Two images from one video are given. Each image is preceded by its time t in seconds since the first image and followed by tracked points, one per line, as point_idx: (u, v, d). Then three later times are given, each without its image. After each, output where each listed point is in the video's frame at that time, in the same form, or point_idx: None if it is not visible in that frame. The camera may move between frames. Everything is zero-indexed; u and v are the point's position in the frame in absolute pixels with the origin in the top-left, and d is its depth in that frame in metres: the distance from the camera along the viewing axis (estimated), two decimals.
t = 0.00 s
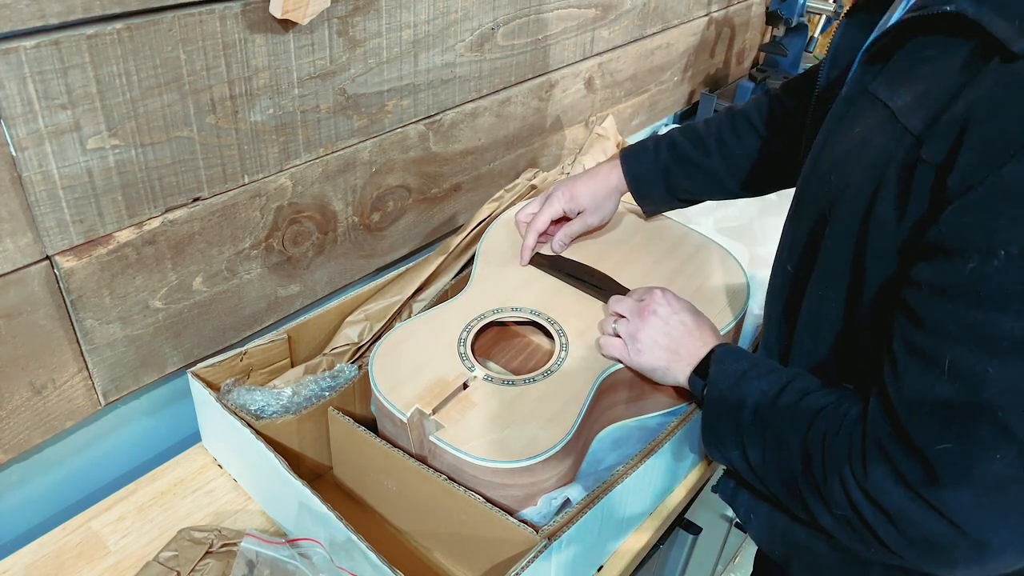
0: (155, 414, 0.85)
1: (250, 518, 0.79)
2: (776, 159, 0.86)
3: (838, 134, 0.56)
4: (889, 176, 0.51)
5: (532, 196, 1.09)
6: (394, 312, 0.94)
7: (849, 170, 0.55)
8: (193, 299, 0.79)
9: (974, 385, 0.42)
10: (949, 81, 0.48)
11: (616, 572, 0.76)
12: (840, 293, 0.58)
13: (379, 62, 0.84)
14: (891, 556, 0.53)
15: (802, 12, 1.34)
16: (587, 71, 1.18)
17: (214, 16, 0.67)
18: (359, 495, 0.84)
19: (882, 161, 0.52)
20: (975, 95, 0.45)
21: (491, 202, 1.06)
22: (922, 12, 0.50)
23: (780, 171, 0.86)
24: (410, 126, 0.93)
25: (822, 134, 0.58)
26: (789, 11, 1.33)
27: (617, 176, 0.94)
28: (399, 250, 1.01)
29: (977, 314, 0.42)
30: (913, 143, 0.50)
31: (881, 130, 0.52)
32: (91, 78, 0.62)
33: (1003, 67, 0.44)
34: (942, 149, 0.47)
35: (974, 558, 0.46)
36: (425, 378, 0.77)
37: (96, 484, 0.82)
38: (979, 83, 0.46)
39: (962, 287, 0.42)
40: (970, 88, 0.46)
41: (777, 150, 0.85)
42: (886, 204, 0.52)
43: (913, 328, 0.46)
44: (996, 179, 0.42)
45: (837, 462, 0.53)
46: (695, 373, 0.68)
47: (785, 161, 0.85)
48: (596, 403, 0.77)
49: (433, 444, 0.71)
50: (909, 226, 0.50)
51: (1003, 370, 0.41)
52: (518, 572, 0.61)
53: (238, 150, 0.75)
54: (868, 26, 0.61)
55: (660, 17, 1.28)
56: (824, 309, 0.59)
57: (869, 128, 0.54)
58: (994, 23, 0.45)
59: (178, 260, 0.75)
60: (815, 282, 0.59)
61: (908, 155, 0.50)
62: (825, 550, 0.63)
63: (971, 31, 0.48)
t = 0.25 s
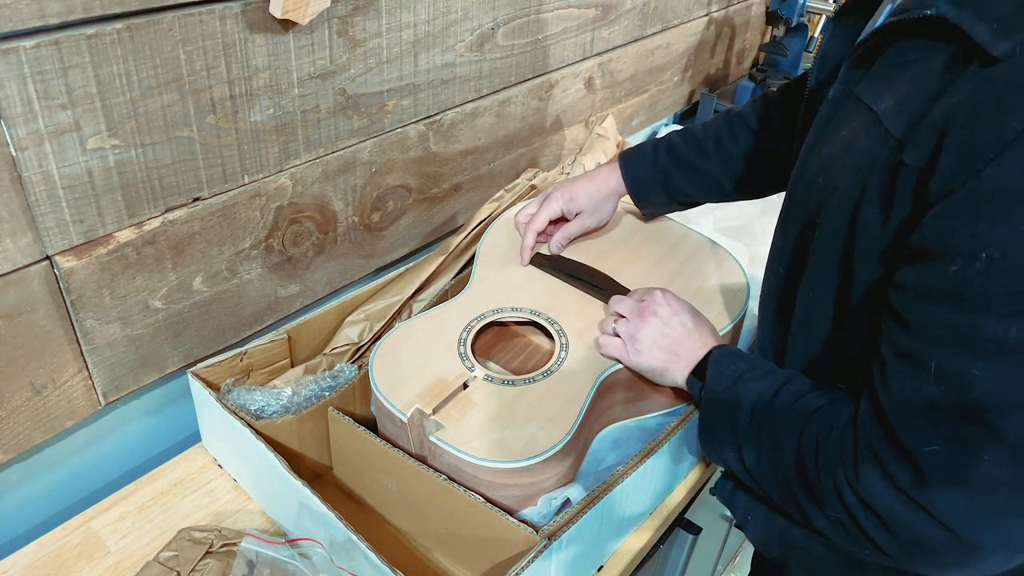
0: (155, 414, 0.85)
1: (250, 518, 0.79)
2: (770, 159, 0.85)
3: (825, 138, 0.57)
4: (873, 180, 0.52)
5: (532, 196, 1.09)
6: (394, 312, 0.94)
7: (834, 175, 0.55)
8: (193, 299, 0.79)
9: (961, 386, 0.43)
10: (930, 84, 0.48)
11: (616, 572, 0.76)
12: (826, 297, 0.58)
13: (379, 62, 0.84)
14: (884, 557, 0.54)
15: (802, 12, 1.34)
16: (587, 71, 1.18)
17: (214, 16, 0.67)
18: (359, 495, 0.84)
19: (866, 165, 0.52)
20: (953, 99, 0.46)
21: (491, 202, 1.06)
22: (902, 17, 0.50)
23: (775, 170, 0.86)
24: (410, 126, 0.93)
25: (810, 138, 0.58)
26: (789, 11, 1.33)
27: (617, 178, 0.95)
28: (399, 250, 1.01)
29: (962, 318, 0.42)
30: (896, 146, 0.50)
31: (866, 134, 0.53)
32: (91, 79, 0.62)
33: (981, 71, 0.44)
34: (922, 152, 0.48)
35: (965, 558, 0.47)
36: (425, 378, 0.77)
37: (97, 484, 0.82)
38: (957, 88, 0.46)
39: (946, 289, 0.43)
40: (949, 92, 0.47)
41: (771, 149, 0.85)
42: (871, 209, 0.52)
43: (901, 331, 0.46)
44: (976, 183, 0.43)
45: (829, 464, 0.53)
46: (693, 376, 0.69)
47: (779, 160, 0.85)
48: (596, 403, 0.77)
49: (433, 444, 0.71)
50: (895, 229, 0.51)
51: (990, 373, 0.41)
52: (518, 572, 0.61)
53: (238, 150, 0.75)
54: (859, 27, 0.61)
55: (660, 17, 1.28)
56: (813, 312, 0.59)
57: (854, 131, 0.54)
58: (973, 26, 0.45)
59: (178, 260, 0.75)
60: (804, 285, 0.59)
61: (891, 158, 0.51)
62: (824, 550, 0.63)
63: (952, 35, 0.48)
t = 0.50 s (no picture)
0: (155, 414, 0.85)
1: (250, 519, 0.79)
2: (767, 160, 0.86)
3: (817, 140, 0.57)
4: (865, 182, 0.52)
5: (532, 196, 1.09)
6: (394, 312, 0.94)
7: (827, 178, 0.55)
8: (193, 299, 0.79)
9: (953, 388, 0.43)
10: (921, 87, 0.49)
11: (617, 572, 0.76)
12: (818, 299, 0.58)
13: (379, 62, 0.84)
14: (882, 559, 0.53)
15: (802, 12, 1.34)
16: (587, 71, 1.18)
17: (214, 16, 0.67)
18: (359, 495, 0.84)
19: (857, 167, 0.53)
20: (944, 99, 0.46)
21: (491, 202, 1.06)
22: (891, 20, 0.50)
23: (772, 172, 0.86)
24: (410, 126, 0.93)
25: (804, 140, 0.58)
26: (789, 11, 1.33)
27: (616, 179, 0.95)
28: (399, 250, 1.01)
29: (953, 319, 0.43)
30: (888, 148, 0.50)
31: (858, 137, 0.53)
32: (91, 78, 0.62)
33: (971, 74, 0.45)
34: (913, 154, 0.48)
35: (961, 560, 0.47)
36: (425, 378, 0.77)
37: (97, 484, 0.82)
38: (947, 91, 0.46)
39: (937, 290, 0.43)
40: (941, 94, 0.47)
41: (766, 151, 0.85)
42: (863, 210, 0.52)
43: (895, 333, 0.46)
44: (966, 185, 0.43)
45: (825, 466, 0.53)
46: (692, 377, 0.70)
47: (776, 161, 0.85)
48: (596, 403, 0.77)
49: (433, 444, 0.71)
50: (887, 231, 0.51)
51: (981, 374, 0.41)
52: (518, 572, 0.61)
53: (238, 150, 0.75)
54: (855, 28, 0.61)
55: (660, 17, 1.28)
56: (807, 315, 0.59)
57: (846, 134, 0.54)
58: (962, 28, 0.45)
59: (178, 260, 0.75)
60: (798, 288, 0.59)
61: (883, 161, 0.51)
62: (824, 550, 0.63)
63: (942, 38, 0.49)
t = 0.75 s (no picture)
0: (155, 414, 0.85)
1: (250, 519, 0.79)
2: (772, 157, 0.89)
3: (816, 143, 0.57)
4: (865, 186, 0.52)
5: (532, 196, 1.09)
6: (394, 312, 0.94)
7: (826, 182, 0.55)
8: (193, 299, 0.79)
9: (963, 397, 0.43)
10: (919, 89, 0.49)
11: (616, 572, 0.76)
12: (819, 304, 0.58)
13: (379, 62, 0.84)
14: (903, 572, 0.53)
15: (802, 12, 1.34)
16: (587, 71, 1.18)
17: (214, 16, 0.67)
18: (359, 494, 0.84)
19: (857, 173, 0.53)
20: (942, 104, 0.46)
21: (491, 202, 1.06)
22: (890, 23, 0.51)
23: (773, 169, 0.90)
24: (410, 126, 0.93)
25: (804, 143, 0.59)
26: (789, 11, 1.33)
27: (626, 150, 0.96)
28: (399, 250, 1.01)
29: (961, 328, 0.43)
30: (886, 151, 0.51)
31: (857, 142, 0.53)
32: (91, 79, 0.62)
33: (970, 75, 0.45)
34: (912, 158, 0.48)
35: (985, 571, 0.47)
36: (425, 378, 0.77)
37: (97, 484, 0.82)
38: (944, 93, 0.47)
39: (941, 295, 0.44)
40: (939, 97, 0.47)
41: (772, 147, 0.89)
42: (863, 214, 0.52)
43: (904, 347, 0.46)
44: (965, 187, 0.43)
45: (836, 475, 0.53)
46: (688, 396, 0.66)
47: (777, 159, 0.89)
48: (596, 403, 0.77)
49: (433, 444, 0.71)
50: (887, 236, 0.51)
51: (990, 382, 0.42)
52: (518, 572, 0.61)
53: (238, 150, 0.75)
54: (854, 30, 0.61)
55: (660, 17, 1.28)
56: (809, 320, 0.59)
57: (843, 138, 0.54)
58: (960, 29, 0.46)
59: (178, 260, 0.75)
60: (799, 293, 0.59)
61: (883, 165, 0.51)
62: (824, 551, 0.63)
63: (939, 39, 0.49)
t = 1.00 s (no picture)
0: (155, 414, 0.85)
1: (250, 519, 0.79)
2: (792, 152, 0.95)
3: (821, 150, 0.55)
4: (880, 197, 0.50)
5: (532, 196, 1.09)
6: (394, 313, 0.94)
7: (832, 189, 0.54)
8: (193, 299, 0.79)
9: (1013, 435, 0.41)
10: (928, 92, 0.48)
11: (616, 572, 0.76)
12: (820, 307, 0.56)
13: (379, 61, 0.84)
14: None
15: (802, 12, 1.34)
16: (587, 71, 1.18)
17: (214, 16, 0.67)
18: (359, 494, 0.84)
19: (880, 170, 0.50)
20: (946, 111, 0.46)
21: (491, 202, 1.07)
22: (896, 27, 0.50)
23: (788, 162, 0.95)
24: (410, 126, 0.93)
25: (804, 152, 0.57)
26: (789, 11, 1.33)
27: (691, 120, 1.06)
28: (399, 250, 1.01)
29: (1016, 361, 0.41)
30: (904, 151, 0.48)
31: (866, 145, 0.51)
32: (91, 79, 0.62)
33: (993, 81, 0.44)
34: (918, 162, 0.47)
35: None
36: (425, 378, 0.77)
37: (97, 484, 0.82)
38: (967, 99, 0.45)
39: (964, 309, 0.43)
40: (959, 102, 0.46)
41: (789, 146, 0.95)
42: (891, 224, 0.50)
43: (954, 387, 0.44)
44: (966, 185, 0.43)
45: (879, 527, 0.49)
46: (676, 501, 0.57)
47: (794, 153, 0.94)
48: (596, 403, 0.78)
49: (433, 444, 0.71)
50: (898, 240, 0.50)
51: None
52: (518, 572, 0.62)
53: (238, 150, 0.75)
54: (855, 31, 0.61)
55: (660, 17, 1.28)
56: (815, 331, 0.57)
57: (852, 144, 0.53)
58: (975, 35, 0.45)
59: (178, 260, 0.75)
60: (804, 300, 0.57)
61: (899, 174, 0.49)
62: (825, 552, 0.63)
63: (952, 42, 0.48)
